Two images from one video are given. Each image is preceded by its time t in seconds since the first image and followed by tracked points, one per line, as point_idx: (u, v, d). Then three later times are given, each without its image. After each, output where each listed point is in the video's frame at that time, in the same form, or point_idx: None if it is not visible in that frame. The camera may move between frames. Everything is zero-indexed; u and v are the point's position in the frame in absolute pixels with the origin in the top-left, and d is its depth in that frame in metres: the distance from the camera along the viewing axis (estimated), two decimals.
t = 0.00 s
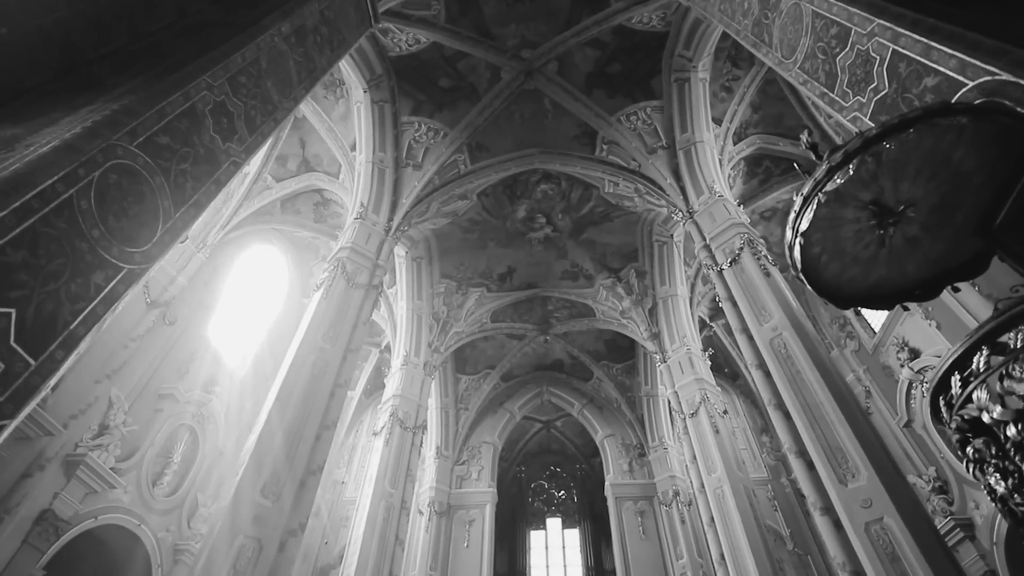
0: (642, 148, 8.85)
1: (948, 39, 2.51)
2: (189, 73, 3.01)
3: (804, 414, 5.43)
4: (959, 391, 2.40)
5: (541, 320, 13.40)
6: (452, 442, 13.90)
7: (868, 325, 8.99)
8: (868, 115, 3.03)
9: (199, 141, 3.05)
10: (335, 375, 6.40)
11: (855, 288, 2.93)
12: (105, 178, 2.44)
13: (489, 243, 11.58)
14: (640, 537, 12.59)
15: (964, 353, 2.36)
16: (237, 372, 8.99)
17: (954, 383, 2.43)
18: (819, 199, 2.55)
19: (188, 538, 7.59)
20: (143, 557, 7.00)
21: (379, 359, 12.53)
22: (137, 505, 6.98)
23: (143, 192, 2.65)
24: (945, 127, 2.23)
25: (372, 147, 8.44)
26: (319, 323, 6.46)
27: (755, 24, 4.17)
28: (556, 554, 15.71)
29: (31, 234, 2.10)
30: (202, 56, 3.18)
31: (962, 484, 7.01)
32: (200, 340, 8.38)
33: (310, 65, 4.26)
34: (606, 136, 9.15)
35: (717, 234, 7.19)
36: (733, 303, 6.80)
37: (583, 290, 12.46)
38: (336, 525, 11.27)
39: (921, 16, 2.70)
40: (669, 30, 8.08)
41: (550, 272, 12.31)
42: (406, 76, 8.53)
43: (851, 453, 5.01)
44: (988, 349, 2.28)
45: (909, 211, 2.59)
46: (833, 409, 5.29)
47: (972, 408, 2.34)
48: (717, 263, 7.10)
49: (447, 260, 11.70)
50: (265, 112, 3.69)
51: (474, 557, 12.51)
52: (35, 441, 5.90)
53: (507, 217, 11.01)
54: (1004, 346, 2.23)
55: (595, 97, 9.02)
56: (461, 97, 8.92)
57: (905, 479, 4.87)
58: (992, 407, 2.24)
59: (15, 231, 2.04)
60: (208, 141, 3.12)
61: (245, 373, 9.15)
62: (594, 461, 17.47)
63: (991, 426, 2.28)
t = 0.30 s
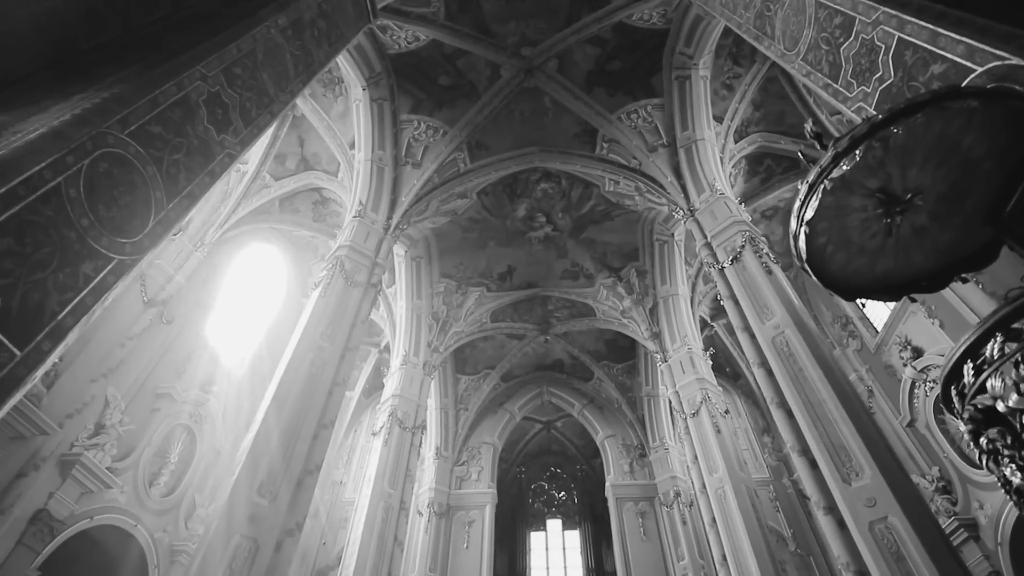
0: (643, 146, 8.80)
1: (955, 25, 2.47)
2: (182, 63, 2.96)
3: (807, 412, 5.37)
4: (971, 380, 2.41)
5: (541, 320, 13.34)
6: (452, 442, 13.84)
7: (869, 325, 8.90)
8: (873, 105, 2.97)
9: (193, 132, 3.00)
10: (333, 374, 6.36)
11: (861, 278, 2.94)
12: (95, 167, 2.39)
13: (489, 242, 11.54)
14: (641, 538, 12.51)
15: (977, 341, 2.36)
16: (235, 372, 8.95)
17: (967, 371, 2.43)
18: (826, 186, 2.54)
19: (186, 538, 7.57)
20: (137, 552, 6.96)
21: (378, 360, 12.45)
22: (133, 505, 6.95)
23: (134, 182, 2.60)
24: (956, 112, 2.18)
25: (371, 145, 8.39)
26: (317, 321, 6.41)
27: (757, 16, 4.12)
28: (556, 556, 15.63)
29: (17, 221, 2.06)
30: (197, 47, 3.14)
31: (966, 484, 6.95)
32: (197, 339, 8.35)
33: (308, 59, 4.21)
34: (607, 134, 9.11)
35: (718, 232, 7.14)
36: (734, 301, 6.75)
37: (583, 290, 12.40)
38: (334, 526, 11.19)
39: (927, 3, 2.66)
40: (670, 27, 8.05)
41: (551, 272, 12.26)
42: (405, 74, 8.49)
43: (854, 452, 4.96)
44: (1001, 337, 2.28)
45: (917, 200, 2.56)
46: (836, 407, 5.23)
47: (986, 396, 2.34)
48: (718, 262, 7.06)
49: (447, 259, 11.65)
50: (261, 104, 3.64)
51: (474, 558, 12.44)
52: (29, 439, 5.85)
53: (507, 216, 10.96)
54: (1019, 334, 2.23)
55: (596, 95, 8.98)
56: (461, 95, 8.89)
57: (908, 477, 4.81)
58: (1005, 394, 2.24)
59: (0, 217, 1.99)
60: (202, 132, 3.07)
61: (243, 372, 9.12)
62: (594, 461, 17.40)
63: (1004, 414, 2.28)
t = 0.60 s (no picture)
0: (644, 143, 8.73)
1: (964, 8, 2.43)
2: (175, 50, 2.91)
3: (810, 410, 5.30)
4: (987, 365, 2.52)
5: (541, 319, 13.28)
6: (452, 443, 13.75)
7: (872, 323, 8.83)
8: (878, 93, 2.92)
9: (185, 120, 2.94)
10: (331, 372, 6.29)
11: (868, 267, 3.07)
12: (83, 153, 2.33)
13: (489, 241, 11.48)
14: (642, 539, 12.41)
15: (991, 326, 2.47)
16: (232, 371, 8.91)
17: (982, 356, 2.55)
18: (832, 169, 2.64)
19: (182, 538, 7.52)
20: (130, 546, 6.90)
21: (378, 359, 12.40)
22: (129, 505, 6.90)
23: (123, 169, 2.54)
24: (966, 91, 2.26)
25: (369, 142, 8.32)
26: (315, 319, 6.35)
27: (760, 8, 4.08)
28: (556, 557, 15.53)
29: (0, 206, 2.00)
30: (190, 34, 3.08)
31: (971, 484, 6.88)
32: (194, 338, 8.31)
33: (305, 50, 4.17)
34: (607, 131, 9.06)
35: (719, 229, 7.08)
36: (736, 299, 6.68)
37: (583, 289, 12.34)
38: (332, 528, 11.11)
39: None
40: (670, 24, 8.02)
41: (551, 271, 12.20)
42: (403, 71, 8.46)
43: (858, 449, 4.89)
44: (1017, 321, 2.40)
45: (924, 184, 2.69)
46: (839, 405, 5.17)
47: (1002, 380, 2.44)
48: (720, 260, 6.99)
49: (446, 258, 11.60)
50: (257, 95, 3.59)
51: (473, 559, 12.34)
52: (23, 438, 5.76)
53: (507, 214, 10.91)
54: None
55: (596, 92, 8.94)
56: (460, 92, 8.88)
57: (913, 475, 4.74)
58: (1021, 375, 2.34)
59: None
60: (194, 121, 3.01)
61: (240, 371, 9.06)
62: (595, 462, 17.32)
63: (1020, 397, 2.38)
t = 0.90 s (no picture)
0: (644, 141, 8.67)
1: None
2: (167, 37, 2.86)
3: (812, 408, 5.24)
4: (1001, 348, 2.48)
5: (541, 319, 13.22)
6: (451, 443, 13.69)
7: (874, 322, 8.77)
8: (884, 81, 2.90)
9: (177, 109, 2.89)
10: (329, 370, 6.24)
11: (875, 257, 3.14)
12: (72, 138, 2.28)
13: (489, 239, 11.43)
14: (643, 540, 12.33)
15: (1008, 307, 2.44)
16: (229, 371, 8.85)
17: (996, 340, 2.51)
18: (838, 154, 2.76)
19: (178, 538, 7.48)
20: (123, 543, 6.84)
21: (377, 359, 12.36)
22: (125, 505, 6.85)
23: (114, 157, 2.49)
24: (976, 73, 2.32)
25: (368, 140, 8.26)
26: (312, 317, 6.29)
27: None
28: (556, 558, 15.45)
29: None
30: (184, 22, 3.04)
31: (975, 484, 6.80)
32: (191, 337, 8.26)
33: (301, 42, 4.11)
34: (607, 129, 9.01)
35: (721, 227, 7.02)
36: (738, 296, 6.63)
37: (584, 288, 12.29)
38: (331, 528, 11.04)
39: None
40: (671, 20, 7.99)
41: (551, 270, 12.15)
42: (403, 69, 8.45)
43: (862, 447, 4.83)
44: None
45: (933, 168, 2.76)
46: (842, 402, 5.10)
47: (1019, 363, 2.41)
48: (721, 257, 6.94)
49: (445, 257, 11.54)
50: (252, 86, 3.53)
51: (473, 560, 12.27)
52: (18, 437, 5.71)
53: (507, 213, 10.86)
54: None
55: (596, 89, 8.91)
56: (460, 89, 8.86)
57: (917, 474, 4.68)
58: None
59: None
60: (188, 109, 2.96)
61: (237, 371, 9.01)
62: (595, 463, 17.24)
63: None
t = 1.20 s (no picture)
0: (645, 138, 8.65)
1: None
2: (159, 22, 2.81)
3: (816, 405, 5.17)
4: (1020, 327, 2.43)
5: (541, 319, 13.17)
6: (450, 444, 13.60)
7: (877, 320, 8.72)
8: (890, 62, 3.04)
9: (168, 94, 2.83)
10: (326, 368, 6.17)
11: (883, 241, 3.15)
12: (57, 120, 2.23)
13: (488, 238, 11.38)
14: (644, 541, 12.24)
15: None
16: (225, 370, 8.77)
17: (1014, 320, 2.46)
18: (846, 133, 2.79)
19: (174, 539, 7.42)
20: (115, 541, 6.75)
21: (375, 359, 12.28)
22: (121, 505, 6.79)
23: (102, 141, 2.44)
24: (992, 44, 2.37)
25: (366, 137, 8.21)
26: (309, 316, 6.22)
27: None
28: (557, 560, 15.34)
29: None
30: (177, 7, 2.98)
31: (979, 484, 6.72)
32: (187, 336, 8.20)
33: (297, 32, 4.05)
34: (608, 126, 8.96)
35: (722, 223, 6.97)
36: (739, 293, 6.57)
37: (584, 287, 12.24)
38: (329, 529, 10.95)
39: None
40: (672, 16, 7.93)
41: (551, 269, 12.09)
42: (402, 66, 8.38)
43: (867, 444, 4.75)
44: None
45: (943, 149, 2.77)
46: (846, 400, 5.03)
47: None
48: (722, 254, 6.88)
49: (445, 256, 11.49)
50: (247, 74, 3.47)
51: (472, 562, 12.17)
52: (12, 435, 5.67)
53: (506, 211, 10.81)
54: None
55: (596, 86, 8.87)
56: (459, 86, 8.80)
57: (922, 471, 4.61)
58: None
59: None
60: (179, 96, 2.89)
61: (233, 371, 8.93)
62: (596, 464, 17.14)
63: None
